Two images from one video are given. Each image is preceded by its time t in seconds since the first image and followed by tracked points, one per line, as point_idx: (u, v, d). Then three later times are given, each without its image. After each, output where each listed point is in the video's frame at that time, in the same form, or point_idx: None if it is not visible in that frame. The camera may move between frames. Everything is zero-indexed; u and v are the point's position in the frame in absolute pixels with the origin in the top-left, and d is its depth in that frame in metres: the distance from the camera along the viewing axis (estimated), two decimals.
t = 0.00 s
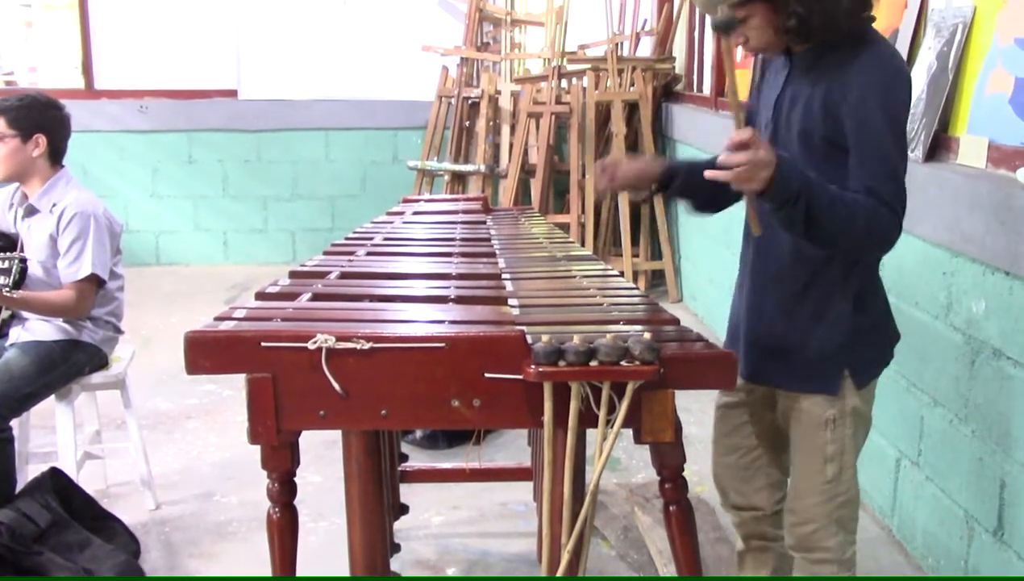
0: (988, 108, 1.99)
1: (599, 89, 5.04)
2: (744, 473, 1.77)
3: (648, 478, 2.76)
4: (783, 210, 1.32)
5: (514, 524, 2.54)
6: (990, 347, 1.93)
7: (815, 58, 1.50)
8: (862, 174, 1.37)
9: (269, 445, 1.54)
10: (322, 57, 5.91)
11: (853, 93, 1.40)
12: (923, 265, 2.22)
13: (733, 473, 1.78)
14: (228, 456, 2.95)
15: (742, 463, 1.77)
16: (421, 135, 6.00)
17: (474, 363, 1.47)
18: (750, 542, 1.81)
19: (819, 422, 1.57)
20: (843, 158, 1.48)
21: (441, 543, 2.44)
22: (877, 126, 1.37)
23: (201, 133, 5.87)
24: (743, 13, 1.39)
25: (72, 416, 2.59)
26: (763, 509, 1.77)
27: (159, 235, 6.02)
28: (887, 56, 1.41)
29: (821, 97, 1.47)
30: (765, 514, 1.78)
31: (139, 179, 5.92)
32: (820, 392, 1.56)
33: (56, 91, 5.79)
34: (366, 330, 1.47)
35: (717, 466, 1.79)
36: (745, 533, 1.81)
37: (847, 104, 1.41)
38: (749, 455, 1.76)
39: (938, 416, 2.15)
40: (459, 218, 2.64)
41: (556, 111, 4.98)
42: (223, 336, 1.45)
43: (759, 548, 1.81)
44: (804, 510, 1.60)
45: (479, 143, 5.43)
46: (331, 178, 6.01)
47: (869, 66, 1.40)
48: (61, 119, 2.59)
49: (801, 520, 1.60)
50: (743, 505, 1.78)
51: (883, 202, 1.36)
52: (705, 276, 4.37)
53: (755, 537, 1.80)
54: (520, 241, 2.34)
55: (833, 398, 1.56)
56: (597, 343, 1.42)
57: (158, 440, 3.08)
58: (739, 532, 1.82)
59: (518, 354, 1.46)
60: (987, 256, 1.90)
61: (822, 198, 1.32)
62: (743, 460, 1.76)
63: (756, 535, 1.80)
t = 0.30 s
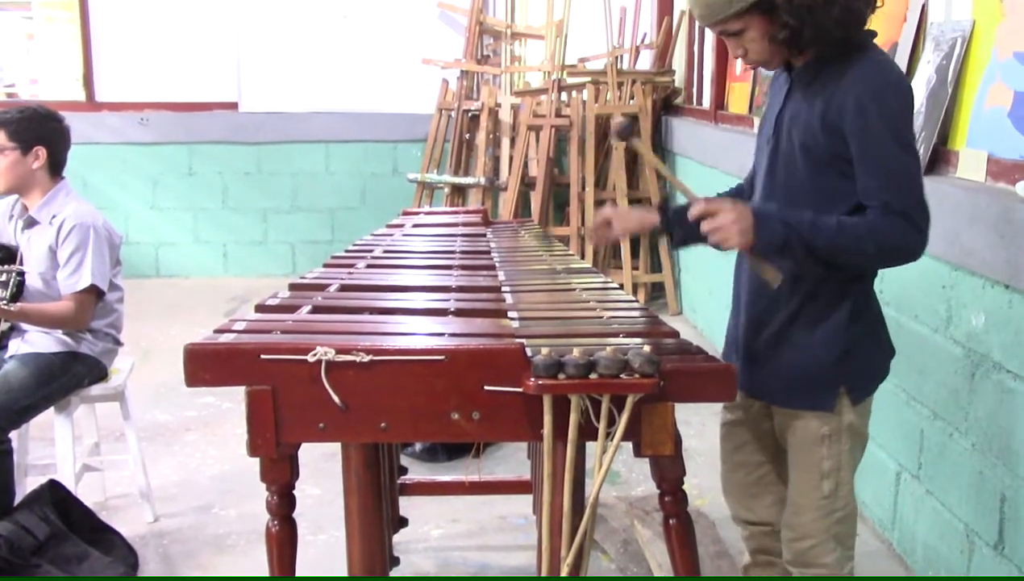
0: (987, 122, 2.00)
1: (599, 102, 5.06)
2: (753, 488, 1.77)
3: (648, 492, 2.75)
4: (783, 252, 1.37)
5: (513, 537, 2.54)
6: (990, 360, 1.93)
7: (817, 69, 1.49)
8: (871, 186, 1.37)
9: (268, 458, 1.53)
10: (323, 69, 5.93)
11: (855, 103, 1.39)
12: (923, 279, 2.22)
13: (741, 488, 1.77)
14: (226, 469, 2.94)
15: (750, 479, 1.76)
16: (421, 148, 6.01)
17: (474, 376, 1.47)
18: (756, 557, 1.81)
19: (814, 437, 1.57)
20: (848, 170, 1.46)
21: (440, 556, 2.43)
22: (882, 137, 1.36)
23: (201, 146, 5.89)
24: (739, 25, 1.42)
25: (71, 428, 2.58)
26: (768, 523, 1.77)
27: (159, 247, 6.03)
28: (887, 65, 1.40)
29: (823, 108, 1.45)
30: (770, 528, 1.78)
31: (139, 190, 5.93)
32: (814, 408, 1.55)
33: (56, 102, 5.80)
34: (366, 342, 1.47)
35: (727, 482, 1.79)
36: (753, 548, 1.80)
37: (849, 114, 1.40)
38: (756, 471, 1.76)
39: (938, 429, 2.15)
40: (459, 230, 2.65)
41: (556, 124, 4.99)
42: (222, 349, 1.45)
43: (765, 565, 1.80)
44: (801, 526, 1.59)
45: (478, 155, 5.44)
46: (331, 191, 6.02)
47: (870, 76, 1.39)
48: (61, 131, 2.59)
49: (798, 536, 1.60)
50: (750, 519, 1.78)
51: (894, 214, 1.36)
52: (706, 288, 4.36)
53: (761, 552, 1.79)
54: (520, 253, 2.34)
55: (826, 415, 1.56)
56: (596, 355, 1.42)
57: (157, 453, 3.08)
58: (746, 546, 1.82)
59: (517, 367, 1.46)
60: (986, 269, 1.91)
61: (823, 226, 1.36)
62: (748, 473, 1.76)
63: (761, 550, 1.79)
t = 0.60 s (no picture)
0: (984, 136, 2.01)
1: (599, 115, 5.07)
2: (755, 508, 1.76)
3: (647, 505, 2.75)
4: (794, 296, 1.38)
5: (512, 551, 2.53)
6: (989, 374, 1.93)
7: (833, 86, 1.47)
8: (891, 208, 1.36)
9: (267, 471, 1.53)
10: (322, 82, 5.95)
11: (881, 123, 1.39)
12: (922, 292, 2.22)
13: (742, 510, 1.77)
14: (225, 482, 2.94)
15: (750, 501, 1.76)
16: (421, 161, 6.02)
17: (473, 390, 1.46)
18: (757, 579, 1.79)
19: (819, 454, 1.57)
20: (860, 190, 1.46)
21: (439, 570, 2.43)
22: (905, 159, 1.36)
23: (202, 159, 5.90)
24: (761, 18, 1.39)
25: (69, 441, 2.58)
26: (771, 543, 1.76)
27: (159, 259, 6.03)
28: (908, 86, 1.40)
29: (843, 126, 1.44)
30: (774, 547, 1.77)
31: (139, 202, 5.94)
32: (821, 424, 1.55)
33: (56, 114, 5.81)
34: (365, 356, 1.47)
35: (727, 504, 1.78)
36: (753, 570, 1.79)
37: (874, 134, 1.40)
38: (756, 492, 1.75)
39: (937, 443, 2.15)
40: (458, 244, 2.65)
41: (555, 137, 5.00)
42: (222, 361, 1.45)
43: None
44: (804, 543, 1.59)
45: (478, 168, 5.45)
46: (331, 206, 6.02)
47: (894, 97, 1.39)
48: (61, 144, 2.60)
49: (801, 553, 1.59)
50: (752, 539, 1.77)
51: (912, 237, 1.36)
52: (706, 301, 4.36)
53: (763, 574, 1.77)
54: (519, 267, 2.35)
55: (831, 432, 1.56)
56: (595, 369, 1.42)
57: (156, 466, 3.07)
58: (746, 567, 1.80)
59: (516, 380, 1.46)
60: (985, 282, 1.91)
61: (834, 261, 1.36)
62: (750, 492, 1.75)
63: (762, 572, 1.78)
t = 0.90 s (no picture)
0: (983, 149, 2.01)
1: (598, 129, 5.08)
2: (756, 523, 1.76)
3: (646, 520, 2.74)
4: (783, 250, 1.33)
5: (511, 565, 2.53)
6: (989, 389, 1.93)
7: (835, 102, 1.48)
8: (881, 221, 1.37)
9: (266, 485, 1.52)
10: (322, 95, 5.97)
11: (882, 139, 1.40)
12: (922, 306, 2.22)
13: (742, 526, 1.76)
14: (223, 496, 2.93)
15: (751, 517, 1.76)
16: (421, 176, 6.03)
17: (472, 404, 1.46)
18: None
19: (821, 468, 1.57)
20: (855, 208, 1.47)
21: None
22: (903, 178, 1.37)
23: (201, 172, 5.91)
24: (772, 25, 1.39)
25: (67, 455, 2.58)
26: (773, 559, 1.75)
27: (158, 272, 6.04)
28: (911, 110, 1.41)
29: (843, 141, 1.45)
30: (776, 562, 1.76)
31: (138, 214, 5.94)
32: (821, 438, 1.55)
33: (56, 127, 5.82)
34: (364, 369, 1.47)
35: (726, 520, 1.78)
36: None
37: (874, 149, 1.40)
38: (758, 507, 1.75)
39: (937, 458, 2.14)
40: (457, 257, 2.65)
41: (555, 151, 5.02)
42: (221, 375, 1.45)
43: None
44: (809, 557, 1.58)
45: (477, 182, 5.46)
46: (331, 220, 6.03)
47: (895, 119, 1.40)
48: (58, 158, 2.60)
49: (806, 567, 1.59)
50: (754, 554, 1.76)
51: (898, 251, 1.35)
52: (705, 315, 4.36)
53: None
54: (518, 280, 2.35)
55: (834, 445, 1.56)
56: (594, 384, 1.42)
57: (154, 480, 3.06)
58: None
59: (515, 395, 1.46)
60: (983, 297, 1.91)
61: (824, 245, 1.33)
62: (752, 506, 1.75)
63: None
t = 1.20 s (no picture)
0: (982, 165, 2.01)
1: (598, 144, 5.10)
2: (752, 540, 1.75)
3: (646, 535, 2.74)
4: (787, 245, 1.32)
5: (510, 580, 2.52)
6: (989, 404, 1.93)
7: (833, 118, 1.49)
8: (873, 231, 1.37)
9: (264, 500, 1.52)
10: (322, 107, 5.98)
11: (878, 152, 1.40)
12: (921, 321, 2.22)
13: (738, 542, 1.75)
14: (221, 511, 2.92)
15: (747, 533, 1.75)
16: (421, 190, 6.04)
17: (470, 419, 1.46)
18: None
19: (813, 486, 1.57)
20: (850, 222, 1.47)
21: None
22: (896, 192, 1.37)
23: (201, 187, 5.92)
24: (763, 56, 1.40)
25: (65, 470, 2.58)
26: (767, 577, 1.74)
27: (157, 286, 6.03)
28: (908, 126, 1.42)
29: (840, 154, 1.45)
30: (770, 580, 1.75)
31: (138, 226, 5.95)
32: (815, 455, 1.55)
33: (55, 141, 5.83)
34: (363, 385, 1.46)
35: (722, 537, 1.77)
36: None
37: (868, 163, 1.41)
38: (753, 523, 1.74)
39: (938, 473, 2.14)
40: (457, 272, 2.65)
41: (554, 166, 5.04)
42: (220, 390, 1.45)
43: None
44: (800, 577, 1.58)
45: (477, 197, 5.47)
46: (331, 234, 6.04)
47: (892, 134, 1.41)
48: (56, 172, 2.60)
49: None
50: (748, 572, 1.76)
51: (887, 260, 1.36)
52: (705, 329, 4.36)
53: None
54: (518, 294, 2.35)
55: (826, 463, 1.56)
56: (594, 399, 1.42)
57: (152, 495, 3.05)
58: None
59: (515, 409, 1.46)
60: (983, 312, 1.91)
61: (824, 245, 1.31)
62: (747, 523, 1.74)
63: None
